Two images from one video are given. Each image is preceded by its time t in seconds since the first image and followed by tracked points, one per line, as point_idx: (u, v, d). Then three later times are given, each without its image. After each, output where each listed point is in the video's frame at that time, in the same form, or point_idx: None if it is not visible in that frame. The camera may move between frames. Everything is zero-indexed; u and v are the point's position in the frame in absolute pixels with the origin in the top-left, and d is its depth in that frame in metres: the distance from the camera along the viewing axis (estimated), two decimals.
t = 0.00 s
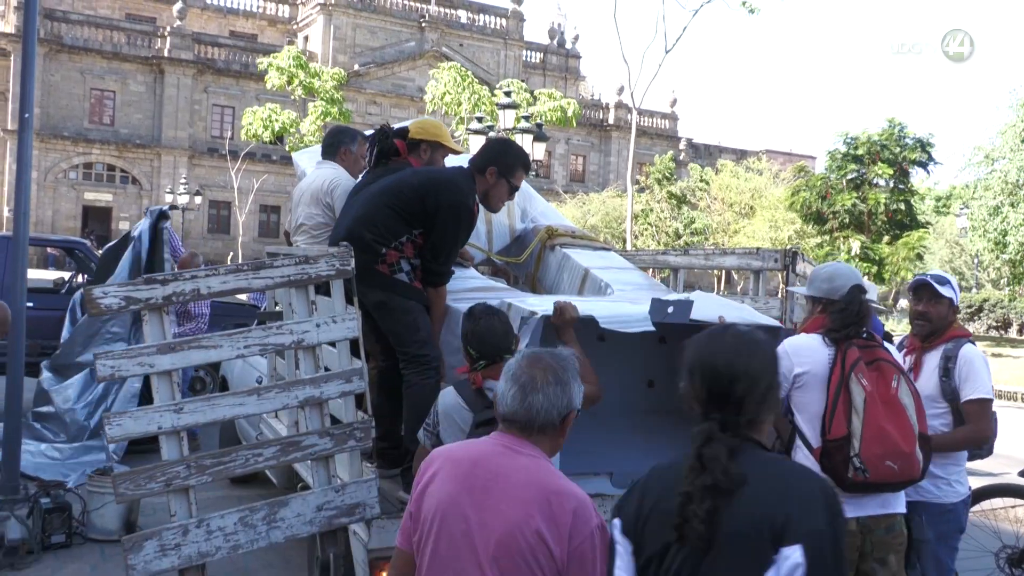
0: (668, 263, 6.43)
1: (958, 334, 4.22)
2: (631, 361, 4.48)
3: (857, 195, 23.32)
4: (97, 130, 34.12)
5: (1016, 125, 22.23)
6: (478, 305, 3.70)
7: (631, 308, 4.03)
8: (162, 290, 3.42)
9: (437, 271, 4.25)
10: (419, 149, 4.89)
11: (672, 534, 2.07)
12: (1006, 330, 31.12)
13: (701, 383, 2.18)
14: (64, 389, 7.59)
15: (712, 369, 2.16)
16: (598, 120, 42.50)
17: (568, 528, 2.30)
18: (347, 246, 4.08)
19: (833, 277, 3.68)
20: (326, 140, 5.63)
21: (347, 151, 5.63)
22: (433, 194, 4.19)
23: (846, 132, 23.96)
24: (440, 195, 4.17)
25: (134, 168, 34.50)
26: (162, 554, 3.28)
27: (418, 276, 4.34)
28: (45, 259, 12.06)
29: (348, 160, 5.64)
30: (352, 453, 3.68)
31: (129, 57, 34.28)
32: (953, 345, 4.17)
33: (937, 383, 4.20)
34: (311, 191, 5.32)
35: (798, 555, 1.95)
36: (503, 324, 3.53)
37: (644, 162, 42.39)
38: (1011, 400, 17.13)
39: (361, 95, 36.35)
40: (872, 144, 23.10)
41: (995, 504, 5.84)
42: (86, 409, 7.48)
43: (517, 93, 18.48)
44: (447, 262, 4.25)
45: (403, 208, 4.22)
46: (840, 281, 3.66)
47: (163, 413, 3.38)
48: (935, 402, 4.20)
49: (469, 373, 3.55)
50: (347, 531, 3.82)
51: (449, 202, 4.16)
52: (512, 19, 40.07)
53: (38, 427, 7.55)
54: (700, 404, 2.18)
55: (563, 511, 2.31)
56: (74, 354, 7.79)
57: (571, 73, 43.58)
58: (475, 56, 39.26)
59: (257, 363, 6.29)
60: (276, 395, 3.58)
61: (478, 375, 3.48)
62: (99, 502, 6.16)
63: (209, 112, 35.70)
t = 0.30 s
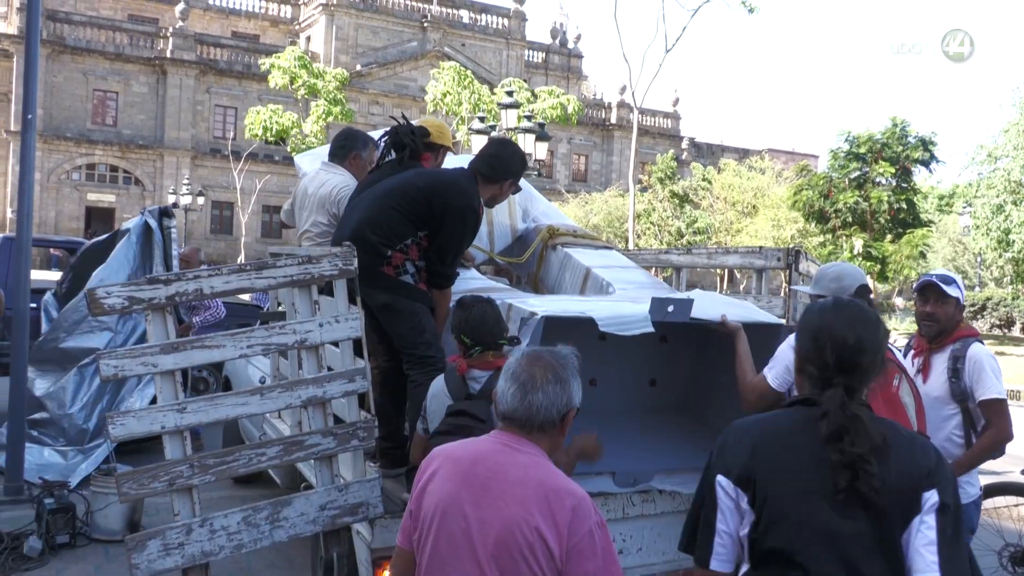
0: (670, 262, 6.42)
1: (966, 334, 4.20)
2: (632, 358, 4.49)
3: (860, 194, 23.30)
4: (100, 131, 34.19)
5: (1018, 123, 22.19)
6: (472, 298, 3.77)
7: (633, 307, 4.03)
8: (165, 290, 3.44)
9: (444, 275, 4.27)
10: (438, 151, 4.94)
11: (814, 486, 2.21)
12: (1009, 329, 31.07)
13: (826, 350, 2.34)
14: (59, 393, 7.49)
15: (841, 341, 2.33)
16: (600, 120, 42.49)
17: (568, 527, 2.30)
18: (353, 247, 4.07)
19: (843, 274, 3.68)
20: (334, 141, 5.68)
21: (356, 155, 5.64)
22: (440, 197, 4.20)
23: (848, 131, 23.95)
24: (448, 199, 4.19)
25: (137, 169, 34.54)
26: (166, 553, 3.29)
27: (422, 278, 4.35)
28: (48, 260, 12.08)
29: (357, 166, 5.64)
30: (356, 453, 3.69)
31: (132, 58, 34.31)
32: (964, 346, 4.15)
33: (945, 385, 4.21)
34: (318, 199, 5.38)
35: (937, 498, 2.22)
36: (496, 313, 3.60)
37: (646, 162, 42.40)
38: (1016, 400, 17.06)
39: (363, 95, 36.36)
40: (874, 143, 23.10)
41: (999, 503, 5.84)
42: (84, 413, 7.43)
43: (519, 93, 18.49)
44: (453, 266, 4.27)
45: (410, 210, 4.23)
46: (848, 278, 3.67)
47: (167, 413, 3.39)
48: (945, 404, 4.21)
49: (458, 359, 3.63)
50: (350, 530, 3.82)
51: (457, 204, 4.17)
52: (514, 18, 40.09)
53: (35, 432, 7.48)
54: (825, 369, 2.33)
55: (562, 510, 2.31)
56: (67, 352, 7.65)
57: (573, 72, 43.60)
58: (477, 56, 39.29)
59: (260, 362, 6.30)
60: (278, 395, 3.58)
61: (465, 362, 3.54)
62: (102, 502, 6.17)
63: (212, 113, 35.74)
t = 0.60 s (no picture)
0: (671, 262, 6.42)
1: (966, 334, 4.21)
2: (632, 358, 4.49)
3: (860, 195, 23.27)
4: (100, 132, 34.23)
5: (1019, 123, 22.17)
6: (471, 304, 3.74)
7: (633, 309, 4.03)
8: (165, 291, 3.44)
9: (444, 276, 4.27)
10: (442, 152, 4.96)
11: (862, 478, 2.50)
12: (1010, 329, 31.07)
13: (863, 355, 2.59)
14: (56, 398, 7.49)
15: (874, 350, 2.60)
16: (600, 120, 42.49)
17: (564, 523, 2.30)
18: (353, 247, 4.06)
19: (844, 272, 3.68)
20: (334, 143, 5.68)
21: (356, 161, 5.62)
22: (443, 196, 4.20)
23: (849, 131, 23.95)
24: (450, 198, 4.19)
25: (137, 170, 34.55)
26: (167, 555, 3.28)
27: (423, 279, 4.35)
28: (49, 261, 12.08)
29: (357, 171, 5.60)
30: (356, 454, 3.69)
31: (132, 59, 34.32)
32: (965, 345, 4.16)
33: (945, 385, 4.21)
34: (319, 202, 5.38)
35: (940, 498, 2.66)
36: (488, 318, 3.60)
37: (647, 162, 42.40)
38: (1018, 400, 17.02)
39: (363, 96, 36.38)
40: (875, 143, 23.09)
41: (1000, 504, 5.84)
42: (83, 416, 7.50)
43: (520, 94, 18.48)
44: (455, 266, 4.27)
45: (411, 210, 4.22)
46: (850, 276, 3.67)
47: (167, 414, 3.39)
48: (944, 404, 4.22)
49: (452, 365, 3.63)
50: (351, 531, 3.82)
51: (458, 204, 4.18)
52: (514, 19, 40.11)
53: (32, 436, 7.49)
54: (860, 373, 2.58)
55: (558, 507, 2.31)
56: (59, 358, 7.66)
57: (573, 73, 43.62)
58: (478, 57, 39.31)
59: (261, 363, 6.30)
60: (278, 396, 3.58)
61: (455, 372, 3.55)
62: (103, 504, 6.17)
63: (212, 114, 35.74)
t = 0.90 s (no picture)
0: (673, 262, 6.41)
1: (967, 332, 4.23)
2: (633, 356, 4.48)
3: (862, 193, 23.23)
4: (102, 132, 34.26)
5: (1021, 122, 22.16)
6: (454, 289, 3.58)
7: (636, 306, 4.02)
8: (169, 289, 3.43)
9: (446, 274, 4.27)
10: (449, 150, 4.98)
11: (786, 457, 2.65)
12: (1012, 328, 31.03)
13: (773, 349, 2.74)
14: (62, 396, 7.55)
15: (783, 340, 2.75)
16: (601, 120, 42.47)
17: (567, 521, 2.30)
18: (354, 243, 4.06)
19: (846, 275, 3.72)
20: (328, 157, 5.71)
21: (350, 172, 5.66)
22: (447, 194, 4.20)
23: (850, 130, 23.96)
24: (455, 195, 4.19)
25: (139, 170, 34.58)
26: (169, 552, 3.28)
27: (425, 276, 4.36)
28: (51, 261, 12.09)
29: (353, 181, 5.67)
30: (359, 452, 3.69)
31: (133, 59, 34.35)
32: (964, 341, 4.19)
33: (948, 380, 4.18)
34: (317, 210, 5.38)
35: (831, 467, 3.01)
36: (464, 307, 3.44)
37: (648, 161, 42.39)
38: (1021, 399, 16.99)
39: (365, 96, 36.39)
40: (877, 142, 23.09)
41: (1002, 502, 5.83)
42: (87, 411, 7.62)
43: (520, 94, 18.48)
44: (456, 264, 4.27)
45: (416, 208, 4.22)
46: (852, 280, 3.71)
47: (170, 411, 3.38)
48: (947, 398, 4.18)
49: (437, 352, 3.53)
50: (353, 529, 3.82)
51: (463, 203, 4.18)
52: (515, 18, 40.11)
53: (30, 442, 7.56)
54: (770, 363, 2.73)
55: (561, 505, 2.31)
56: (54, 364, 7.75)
57: (574, 72, 43.60)
58: (479, 56, 39.31)
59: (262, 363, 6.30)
60: (282, 394, 3.58)
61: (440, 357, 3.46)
62: (105, 503, 6.17)
63: (213, 114, 35.74)
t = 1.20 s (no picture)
0: (676, 259, 6.40)
1: (967, 329, 4.21)
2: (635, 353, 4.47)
3: (864, 190, 23.14)
4: (104, 131, 34.26)
5: None
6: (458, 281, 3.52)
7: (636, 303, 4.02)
8: (170, 288, 3.42)
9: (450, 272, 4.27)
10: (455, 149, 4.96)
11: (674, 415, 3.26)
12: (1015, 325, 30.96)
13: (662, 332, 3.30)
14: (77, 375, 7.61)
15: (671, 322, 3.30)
16: (603, 117, 42.43)
17: (575, 519, 2.29)
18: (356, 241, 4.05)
19: (846, 273, 3.70)
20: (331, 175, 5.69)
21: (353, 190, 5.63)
22: (451, 191, 4.18)
23: (853, 127, 23.94)
24: (458, 192, 4.17)
25: (141, 169, 34.58)
26: (172, 551, 3.27)
27: (429, 274, 4.35)
28: (54, 260, 12.11)
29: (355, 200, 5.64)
30: (361, 450, 3.67)
31: (135, 58, 34.40)
32: (964, 338, 4.18)
33: (948, 375, 4.17)
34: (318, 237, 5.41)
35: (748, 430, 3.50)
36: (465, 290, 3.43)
37: (651, 159, 42.34)
38: None
39: (367, 94, 36.39)
40: (879, 139, 23.09)
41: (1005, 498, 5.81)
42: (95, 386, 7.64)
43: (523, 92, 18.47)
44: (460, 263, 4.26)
45: (420, 205, 4.21)
46: (850, 278, 3.69)
47: (172, 411, 3.38)
48: (947, 393, 4.17)
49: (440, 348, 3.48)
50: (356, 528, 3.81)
51: (468, 200, 4.15)
52: (517, 16, 40.09)
53: (54, 416, 7.55)
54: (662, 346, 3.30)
55: (569, 502, 2.30)
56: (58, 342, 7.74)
57: (576, 69, 43.55)
58: (480, 54, 39.31)
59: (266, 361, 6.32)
60: (285, 392, 3.58)
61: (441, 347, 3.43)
62: (108, 502, 6.18)
63: (215, 112, 35.73)
